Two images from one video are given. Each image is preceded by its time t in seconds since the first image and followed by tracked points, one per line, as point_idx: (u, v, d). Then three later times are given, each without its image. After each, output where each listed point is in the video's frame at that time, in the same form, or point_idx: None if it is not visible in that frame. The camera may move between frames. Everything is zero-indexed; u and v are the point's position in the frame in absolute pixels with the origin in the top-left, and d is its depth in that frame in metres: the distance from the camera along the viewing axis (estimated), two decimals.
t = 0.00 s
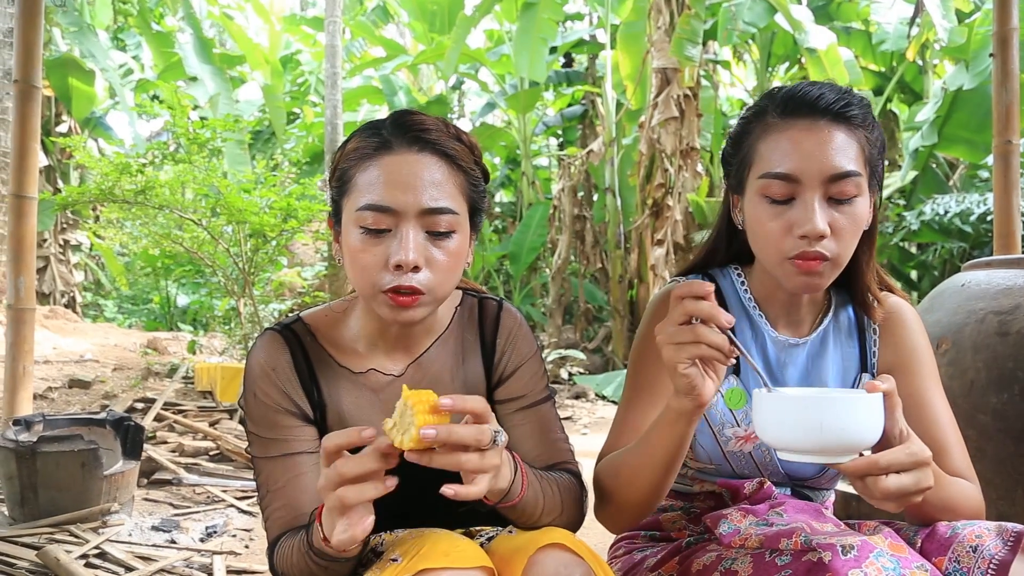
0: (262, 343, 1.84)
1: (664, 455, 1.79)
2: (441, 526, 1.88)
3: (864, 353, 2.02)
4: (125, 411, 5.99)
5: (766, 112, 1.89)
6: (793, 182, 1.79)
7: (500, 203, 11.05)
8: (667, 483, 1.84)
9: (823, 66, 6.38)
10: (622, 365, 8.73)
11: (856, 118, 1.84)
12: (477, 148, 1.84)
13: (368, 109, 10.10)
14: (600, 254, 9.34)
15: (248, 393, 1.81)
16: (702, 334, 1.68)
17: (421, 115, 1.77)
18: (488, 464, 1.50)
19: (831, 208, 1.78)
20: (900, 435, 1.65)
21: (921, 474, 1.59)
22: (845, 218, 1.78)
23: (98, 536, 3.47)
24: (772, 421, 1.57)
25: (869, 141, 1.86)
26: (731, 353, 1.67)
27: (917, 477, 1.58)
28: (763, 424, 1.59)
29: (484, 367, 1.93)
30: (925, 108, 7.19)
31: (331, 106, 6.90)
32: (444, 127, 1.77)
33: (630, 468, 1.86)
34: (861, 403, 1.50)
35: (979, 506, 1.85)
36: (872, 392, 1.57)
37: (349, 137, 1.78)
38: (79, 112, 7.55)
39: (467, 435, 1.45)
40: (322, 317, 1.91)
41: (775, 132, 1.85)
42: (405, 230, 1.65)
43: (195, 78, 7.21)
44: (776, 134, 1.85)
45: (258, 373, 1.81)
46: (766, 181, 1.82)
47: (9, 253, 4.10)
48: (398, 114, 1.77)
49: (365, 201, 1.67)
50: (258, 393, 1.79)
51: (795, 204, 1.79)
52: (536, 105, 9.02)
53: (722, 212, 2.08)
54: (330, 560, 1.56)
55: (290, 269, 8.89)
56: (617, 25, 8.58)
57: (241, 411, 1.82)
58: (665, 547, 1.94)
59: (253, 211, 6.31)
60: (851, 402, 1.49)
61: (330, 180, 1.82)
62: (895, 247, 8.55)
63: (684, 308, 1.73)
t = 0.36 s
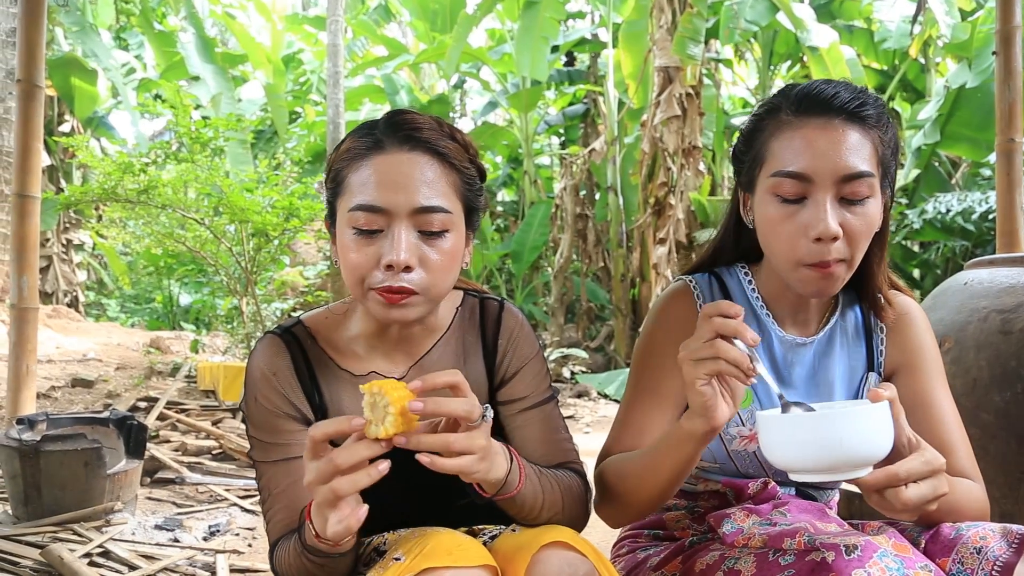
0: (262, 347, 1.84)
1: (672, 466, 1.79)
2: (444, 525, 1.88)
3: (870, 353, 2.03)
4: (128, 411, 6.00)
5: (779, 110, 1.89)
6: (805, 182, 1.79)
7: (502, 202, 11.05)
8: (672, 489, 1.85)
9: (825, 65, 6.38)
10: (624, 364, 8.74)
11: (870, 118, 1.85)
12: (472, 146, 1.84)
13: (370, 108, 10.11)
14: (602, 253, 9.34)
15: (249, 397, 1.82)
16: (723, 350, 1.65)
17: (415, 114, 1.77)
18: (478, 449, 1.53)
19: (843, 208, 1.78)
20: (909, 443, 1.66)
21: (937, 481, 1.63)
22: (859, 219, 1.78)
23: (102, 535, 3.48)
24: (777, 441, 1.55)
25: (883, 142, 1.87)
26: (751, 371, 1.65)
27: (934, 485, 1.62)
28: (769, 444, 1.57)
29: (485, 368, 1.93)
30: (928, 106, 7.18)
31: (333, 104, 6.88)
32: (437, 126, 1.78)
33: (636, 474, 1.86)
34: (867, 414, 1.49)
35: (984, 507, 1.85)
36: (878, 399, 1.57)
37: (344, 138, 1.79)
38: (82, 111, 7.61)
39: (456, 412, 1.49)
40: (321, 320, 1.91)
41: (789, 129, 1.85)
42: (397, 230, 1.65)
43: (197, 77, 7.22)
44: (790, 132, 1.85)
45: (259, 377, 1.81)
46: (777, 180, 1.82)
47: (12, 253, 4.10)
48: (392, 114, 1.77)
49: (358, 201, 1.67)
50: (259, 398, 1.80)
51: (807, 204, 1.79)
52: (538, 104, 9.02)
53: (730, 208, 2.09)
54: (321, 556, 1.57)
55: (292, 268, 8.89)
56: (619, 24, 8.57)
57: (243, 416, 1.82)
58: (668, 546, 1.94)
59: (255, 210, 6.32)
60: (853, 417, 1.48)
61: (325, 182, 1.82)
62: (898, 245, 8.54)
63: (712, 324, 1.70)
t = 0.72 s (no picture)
0: (259, 351, 1.84)
1: (669, 469, 1.79)
2: (445, 522, 1.88)
3: (870, 351, 2.02)
4: (129, 409, 6.01)
5: (778, 110, 1.89)
6: (804, 181, 1.79)
7: (503, 201, 11.05)
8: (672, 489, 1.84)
9: (826, 64, 6.38)
10: (625, 363, 8.74)
11: (868, 117, 1.84)
12: (460, 146, 1.84)
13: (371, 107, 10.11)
14: (604, 252, 9.33)
15: (246, 401, 1.82)
16: (700, 360, 1.64)
17: (402, 115, 1.76)
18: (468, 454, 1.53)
19: (842, 208, 1.78)
20: (910, 437, 1.65)
21: (939, 475, 1.63)
22: (857, 218, 1.78)
23: (103, 533, 3.48)
24: (782, 429, 1.55)
25: (881, 140, 1.86)
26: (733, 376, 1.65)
27: (936, 477, 1.62)
28: (773, 433, 1.58)
29: (485, 371, 1.93)
30: (929, 105, 7.17)
31: (334, 103, 6.85)
32: (425, 127, 1.77)
33: (636, 479, 1.85)
34: (873, 404, 1.50)
35: (983, 503, 1.85)
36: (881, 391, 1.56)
37: (332, 142, 1.78)
38: (83, 109, 7.61)
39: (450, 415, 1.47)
40: (319, 322, 1.92)
41: (788, 128, 1.85)
42: (388, 235, 1.64)
43: (198, 76, 7.22)
44: (788, 131, 1.85)
45: (257, 381, 1.81)
46: (776, 179, 1.82)
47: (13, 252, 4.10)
48: (377, 115, 1.76)
49: (349, 208, 1.66)
50: (255, 402, 1.80)
51: (806, 203, 1.79)
52: (539, 103, 9.02)
53: (730, 207, 2.09)
54: (301, 550, 1.57)
55: (293, 267, 8.89)
56: (619, 22, 8.56)
57: (240, 420, 1.82)
58: (669, 544, 1.94)
59: (256, 209, 6.31)
60: (859, 405, 1.48)
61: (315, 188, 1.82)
62: (899, 244, 8.54)
63: (683, 333, 1.69)
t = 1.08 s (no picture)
0: (258, 358, 1.84)
1: (673, 488, 1.80)
2: (446, 522, 1.90)
3: (871, 352, 2.02)
4: (130, 408, 6.02)
5: (782, 112, 1.89)
6: (808, 182, 1.79)
7: (504, 200, 11.06)
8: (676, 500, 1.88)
9: (826, 63, 6.39)
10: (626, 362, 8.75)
11: (872, 119, 1.84)
12: (457, 150, 1.84)
13: (371, 106, 10.12)
14: (604, 251, 9.34)
15: (246, 407, 1.81)
16: (701, 411, 1.60)
17: (398, 121, 1.76)
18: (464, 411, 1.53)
19: (846, 210, 1.78)
20: (912, 436, 1.66)
21: (946, 471, 1.63)
22: (861, 221, 1.77)
23: (104, 532, 3.49)
24: (780, 447, 1.54)
25: (885, 142, 1.86)
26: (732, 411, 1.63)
27: (943, 475, 1.62)
28: (771, 450, 1.57)
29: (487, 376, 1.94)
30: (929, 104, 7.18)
31: (334, 102, 6.84)
32: (422, 132, 1.77)
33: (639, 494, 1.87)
34: (869, 404, 1.51)
35: (984, 503, 1.85)
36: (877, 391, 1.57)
37: (327, 150, 1.78)
38: (84, 108, 7.62)
39: (442, 362, 1.48)
40: (318, 327, 1.92)
41: (792, 131, 1.85)
42: (390, 243, 1.64)
43: (199, 75, 7.23)
44: (791, 134, 1.85)
45: (257, 388, 1.81)
46: (779, 181, 1.82)
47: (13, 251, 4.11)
48: (371, 123, 1.75)
49: (348, 218, 1.65)
50: (255, 408, 1.80)
51: (809, 205, 1.79)
52: (539, 102, 9.03)
53: (733, 209, 2.09)
54: (305, 520, 1.56)
55: (294, 266, 8.89)
56: (619, 22, 8.56)
57: (239, 426, 1.82)
58: (670, 544, 1.95)
59: (256, 208, 6.31)
60: (856, 417, 1.48)
61: (310, 199, 1.81)
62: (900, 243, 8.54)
63: (668, 385, 1.63)
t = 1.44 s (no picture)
0: (257, 361, 1.84)
1: (676, 483, 1.79)
2: (446, 520, 1.90)
3: (874, 353, 2.02)
4: (130, 406, 6.02)
5: (783, 112, 1.89)
6: (808, 185, 1.79)
7: (504, 198, 11.05)
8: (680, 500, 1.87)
9: (827, 62, 6.38)
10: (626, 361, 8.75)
11: (874, 119, 1.83)
12: (454, 150, 1.84)
13: (372, 104, 10.12)
14: (604, 250, 9.35)
15: (244, 411, 1.81)
16: (697, 396, 1.60)
17: (392, 121, 1.76)
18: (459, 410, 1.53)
19: (846, 213, 1.78)
20: (909, 438, 1.66)
21: (937, 476, 1.62)
22: (862, 223, 1.78)
23: (104, 530, 3.49)
24: (779, 435, 1.54)
25: (888, 143, 1.86)
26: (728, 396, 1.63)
27: (934, 479, 1.61)
28: (769, 440, 1.57)
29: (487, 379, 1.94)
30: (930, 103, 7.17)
31: (334, 100, 6.83)
32: (417, 132, 1.77)
33: (643, 493, 1.86)
34: (870, 407, 1.50)
35: (985, 502, 1.85)
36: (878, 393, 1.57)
37: (322, 152, 1.78)
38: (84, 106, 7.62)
39: (433, 361, 1.49)
40: (317, 330, 1.93)
41: (792, 131, 1.85)
42: (389, 245, 1.64)
43: (199, 73, 7.23)
44: (791, 134, 1.85)
45: (256, 391, 1.81)
46: (779, 183, 1.83)
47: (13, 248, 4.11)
48: (367, 124, 1.75)
49: (345, 220, 1.65)
50: (254, 412, 1.80)
51: (809, 208, 1.79)
52: (540, 100, 9.03)
53: (737, 208, 2.09)
54: (304, 517, 1.57)
55: (294, 264, 8.90)
56: (620, 20, 8.55)
57: (237, 430, 1.82)
58: (670, 542, 1.95)
59: (257, 206, 6.31)
60: (856, 408, 1.48)
61: (306, 201, 1.81)
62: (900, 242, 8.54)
63: (662, 372, 1.64)
